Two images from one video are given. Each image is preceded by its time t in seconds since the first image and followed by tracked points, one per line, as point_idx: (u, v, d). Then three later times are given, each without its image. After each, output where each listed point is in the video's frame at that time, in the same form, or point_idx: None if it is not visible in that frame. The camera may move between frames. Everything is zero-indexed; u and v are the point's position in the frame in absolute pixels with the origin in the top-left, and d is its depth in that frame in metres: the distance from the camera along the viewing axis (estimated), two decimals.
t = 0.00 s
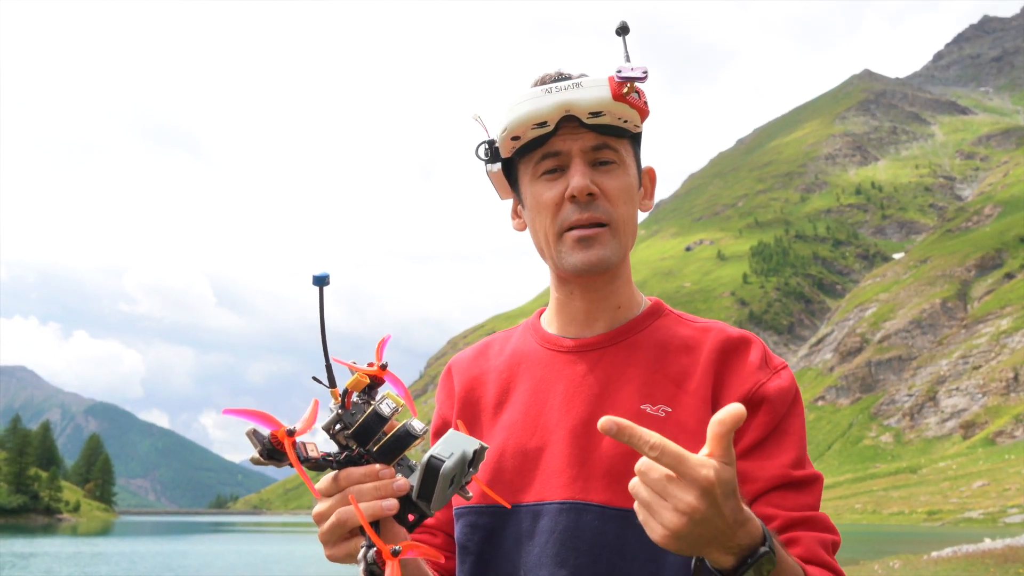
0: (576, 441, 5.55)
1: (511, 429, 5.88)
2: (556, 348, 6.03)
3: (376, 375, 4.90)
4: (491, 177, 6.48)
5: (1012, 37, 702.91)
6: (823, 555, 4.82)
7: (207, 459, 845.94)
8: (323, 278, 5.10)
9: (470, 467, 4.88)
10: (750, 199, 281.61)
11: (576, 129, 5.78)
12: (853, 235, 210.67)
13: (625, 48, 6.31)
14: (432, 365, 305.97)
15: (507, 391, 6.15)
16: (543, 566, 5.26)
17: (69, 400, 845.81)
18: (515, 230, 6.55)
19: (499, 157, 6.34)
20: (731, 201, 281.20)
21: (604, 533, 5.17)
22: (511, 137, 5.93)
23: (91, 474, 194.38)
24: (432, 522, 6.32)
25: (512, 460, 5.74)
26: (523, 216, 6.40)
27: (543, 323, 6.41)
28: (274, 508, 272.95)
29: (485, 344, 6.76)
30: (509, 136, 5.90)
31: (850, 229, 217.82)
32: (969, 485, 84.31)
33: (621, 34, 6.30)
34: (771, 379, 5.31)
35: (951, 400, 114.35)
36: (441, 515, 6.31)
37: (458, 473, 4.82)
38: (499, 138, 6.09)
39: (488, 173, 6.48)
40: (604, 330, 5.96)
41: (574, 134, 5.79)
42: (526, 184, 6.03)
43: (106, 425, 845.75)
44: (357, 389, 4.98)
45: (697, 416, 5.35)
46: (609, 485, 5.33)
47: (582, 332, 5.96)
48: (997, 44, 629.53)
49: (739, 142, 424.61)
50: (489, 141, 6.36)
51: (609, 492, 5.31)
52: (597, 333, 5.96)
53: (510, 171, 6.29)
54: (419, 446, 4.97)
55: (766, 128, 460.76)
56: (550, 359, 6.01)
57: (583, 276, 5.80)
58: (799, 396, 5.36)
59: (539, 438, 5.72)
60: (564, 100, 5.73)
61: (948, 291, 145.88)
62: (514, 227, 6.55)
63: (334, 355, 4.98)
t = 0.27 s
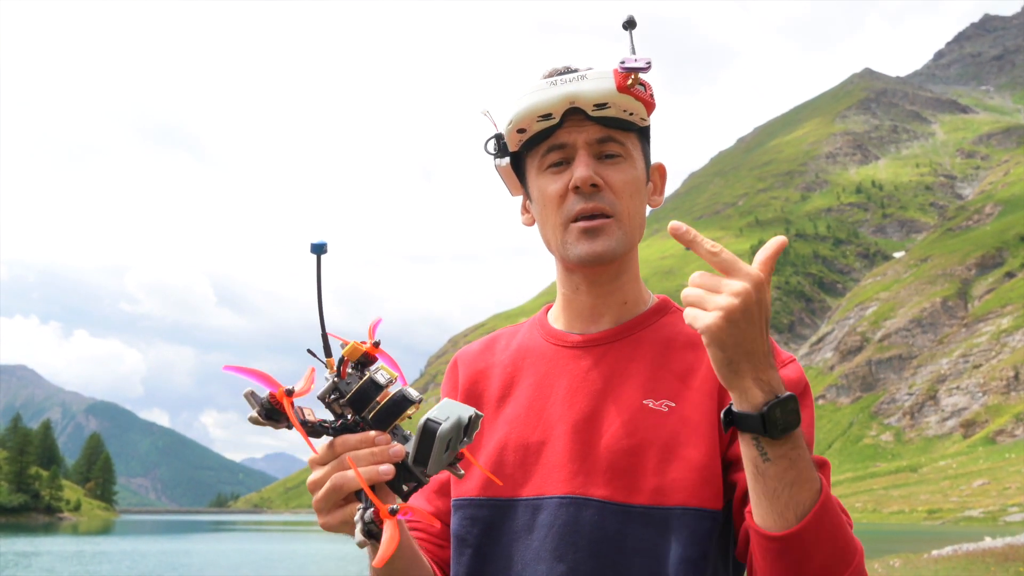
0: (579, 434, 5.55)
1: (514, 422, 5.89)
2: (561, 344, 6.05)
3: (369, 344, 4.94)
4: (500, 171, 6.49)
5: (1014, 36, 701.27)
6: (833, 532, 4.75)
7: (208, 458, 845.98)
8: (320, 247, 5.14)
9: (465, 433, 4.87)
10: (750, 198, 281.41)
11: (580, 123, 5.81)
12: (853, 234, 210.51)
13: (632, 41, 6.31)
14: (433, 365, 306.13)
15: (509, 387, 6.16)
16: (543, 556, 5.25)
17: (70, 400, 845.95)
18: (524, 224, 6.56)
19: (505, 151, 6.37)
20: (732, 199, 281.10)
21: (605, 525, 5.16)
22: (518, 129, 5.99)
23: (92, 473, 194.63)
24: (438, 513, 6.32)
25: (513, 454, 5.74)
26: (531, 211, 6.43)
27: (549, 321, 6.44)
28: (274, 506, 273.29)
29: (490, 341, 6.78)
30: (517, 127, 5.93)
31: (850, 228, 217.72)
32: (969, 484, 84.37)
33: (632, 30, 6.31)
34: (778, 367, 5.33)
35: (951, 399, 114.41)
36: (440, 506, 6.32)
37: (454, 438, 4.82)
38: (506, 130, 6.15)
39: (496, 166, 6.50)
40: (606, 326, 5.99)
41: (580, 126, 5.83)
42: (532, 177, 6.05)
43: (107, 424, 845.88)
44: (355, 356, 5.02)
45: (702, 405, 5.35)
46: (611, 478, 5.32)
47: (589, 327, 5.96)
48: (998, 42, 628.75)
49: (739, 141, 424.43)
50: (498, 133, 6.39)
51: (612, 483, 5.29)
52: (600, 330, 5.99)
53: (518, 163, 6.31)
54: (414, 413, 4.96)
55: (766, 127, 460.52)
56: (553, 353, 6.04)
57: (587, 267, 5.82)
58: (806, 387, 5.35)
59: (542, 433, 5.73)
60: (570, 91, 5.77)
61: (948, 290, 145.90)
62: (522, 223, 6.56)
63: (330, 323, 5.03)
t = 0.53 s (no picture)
0: (578, 435, 5.53)
1: (516, 423, 5.87)
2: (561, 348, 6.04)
3: (385, 352, 4.84)
4: (513, 165, 6.43)
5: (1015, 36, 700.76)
6: (815, 537, 4.78)
7: (209, 457, 845.79)
8: (337, 253, 5.04)
9: (485, 439, 4.82)
10: (752, 197, 281.38)
11: (589, 137, 5.71)
12: (854, 235, 210.45)
13: (655, 54, 6.11)
14: (433, 364, 306.08)
15: (509, 387, 6.16)
16: (544, 556, 5.26)
17: (71, 398, 845.74)
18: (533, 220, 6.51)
19: (519, 147, 6.28)
20: (733, 199, 281.20)
21: (605, 525, 5.17)
22: (528, 132, 5.88)
23: (93, 472, 194.60)
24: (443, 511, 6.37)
25: (515, 454, 5.75)
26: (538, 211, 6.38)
27: (551, 323, 6.41)
28: (275, 505, 273.54)
29: (494, 343, 6.75)
30: (526, 133, 5.85)
31: (851, 227, 217.65)
32: (970, 484, 84.35)
33: (654, 42, 6.11)
34: (770, 367, 5.32)
35: (952, 400, 114.36)
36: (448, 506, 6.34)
37: (476, 445, 4.78)
38: (517, 132, 6.04)
39: (511, 160, 6.42)
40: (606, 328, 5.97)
41: (587, 139, 5.73)
42: (539, 181, 5.98)
43: (107, 422, 845.64)
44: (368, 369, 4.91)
45: (700, 409, 5.33)
46: (613, 478, 5.31)
47: (587, 329, 5.96)
48: (1000, 42, 628.26)
49: (741, 141, 424.21)
50: (511, 130, 6.28)
51: (615, 485, 5.27)
52: (598, 332, 5.97)
53: (528, 160, 6.22)
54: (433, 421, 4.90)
55: (767, 126, 460.25)
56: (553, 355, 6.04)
57: (585, 278, 5.79)
58: (800, 387, 5.32)
59: (542, 431, 5.72)
60: (581, 103, 5.65)
61: (950, 291, 145.95)
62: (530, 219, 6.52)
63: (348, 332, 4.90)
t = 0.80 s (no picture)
0: (586, 436, 5.54)
1: (523, 424, 5.89)
2: (570, 347, 6.07)
3: (389, 345, 4.84)
4: (528, 163, 6.48)
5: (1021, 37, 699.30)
6: (817, 538, 4.77)
7: (213, 457, 846.06)
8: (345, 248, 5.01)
9: (489, 440, 4.82)
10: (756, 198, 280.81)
11: (610, 139, 5.75)
12: (859, 236, 210.17)
13: (679, 65, 6.20)
14: (437, 365, 306.07)
15: (515, 387, 6.20)
16: (551, 557, 5.26)
17: (75, 398, 846.05)
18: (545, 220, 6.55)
19: (535, 145, 6.32)
20: (737, 200, 280.89)
21: (610, 524, 5.18)
22: (548, 134, 5.92)
23: (97, 471, 194.78)
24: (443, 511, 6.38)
25: (519, 453, 5.76)
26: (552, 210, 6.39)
27: (557, 324, 6.44)
28: (278, 505, 273.74)
29: (498, 344, 6.77)
30: (545, 134, 5.90)
31: (856, 229, 217.29)
32: (975, 486, 84.16)
33: (680, 52, 6.21)
34: (775, 369, 5.35)
35: (957, 401, 114.02)
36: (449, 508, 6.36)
37: (481, 442, 4.78)
38: (537, 131, 6.05)
39: (525, 158, 6.47)
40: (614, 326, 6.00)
41: (607, 143, 5.76)
42: (555, 182, 6.00)
43: (111, 422, 846.09)
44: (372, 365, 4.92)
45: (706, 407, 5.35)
46: (621, 478, 5.32)
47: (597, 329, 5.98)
48: (1005, 43, 626.99)
49: (745, 142, 423.79)
50: (529, 128, 6.32)
51: (621, 483, 5.30)
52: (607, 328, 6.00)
53: (546, 160, 6.27)
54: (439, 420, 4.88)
55: (771, 128, 459.60)
56: (560, 355, 6.09)
57: (601, 279, 5.80)
58: (806, 389, 5.34)
59: (549, 432, 5.73)
60: (605, 106, 5.70)
61: (954, 292, 145.69)
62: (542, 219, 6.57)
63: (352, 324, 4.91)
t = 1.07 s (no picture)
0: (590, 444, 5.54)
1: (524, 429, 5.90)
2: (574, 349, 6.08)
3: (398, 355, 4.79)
4: (530, 169, 6.46)
5: None
6: (826, 542, 4.73)
7: (216, 458, 846.10)
8: (356, 261, 4.97)
9: (500, 449, 4.71)
10: (759, 200, 280.48)
11: (610, 145, 5.73)
12: (862, 237, 209.84)
13: (680, 66, 6.15)
14: (440, 366, 305.95)
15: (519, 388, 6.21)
16: (553, 564, 5.25)
17: (78, 399, 845.95)
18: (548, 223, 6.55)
19: (535, 154, 6.34)
20: (740, 202, 280.53)
21: (614, 530, 5.17)
22: (548, 140, 5.90)
23: (100, 472, 195.12)
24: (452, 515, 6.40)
25: (524, 458, 5.77)
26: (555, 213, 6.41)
27: (562, 326, 6.46)
28: (281, 507, 273.67)
29: (503, 346, 6.77)
30: (546, 140, 5.88)
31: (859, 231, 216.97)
32: (978, 488, 83.91)
33: (679, 53, 6.18)
34: (781, 375, 5.35)
35: (961, 403, 113.67)
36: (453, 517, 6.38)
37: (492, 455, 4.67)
38: (537, 138, 6.04)
39: (527, 165, 6.45)
40: (618, 331, 6.03)
41: (609, 147, 5.73)
42: (558, 185, 5.97)
43: (114, 423, 846.17)
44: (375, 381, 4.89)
45: (709, 415, 5.37)
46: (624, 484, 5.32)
47: (601, 337, 6.00)
48: (1009, 45, 626.48)
49: (748, 144, 423.47)
50: (529, 134, 6.31)
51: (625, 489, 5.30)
52: (610, 334, 6.03)
53: (546, 166, 6.28)
54: (449, 428, 4.88)
55: (775, 129, 459.05)
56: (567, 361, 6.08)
57: (600, 287, 5.81)
58: (811, 397, 5.34)
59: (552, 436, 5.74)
60: (602, 112, 5.68)
61: (958, 294, 145.35)
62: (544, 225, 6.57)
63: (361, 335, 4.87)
